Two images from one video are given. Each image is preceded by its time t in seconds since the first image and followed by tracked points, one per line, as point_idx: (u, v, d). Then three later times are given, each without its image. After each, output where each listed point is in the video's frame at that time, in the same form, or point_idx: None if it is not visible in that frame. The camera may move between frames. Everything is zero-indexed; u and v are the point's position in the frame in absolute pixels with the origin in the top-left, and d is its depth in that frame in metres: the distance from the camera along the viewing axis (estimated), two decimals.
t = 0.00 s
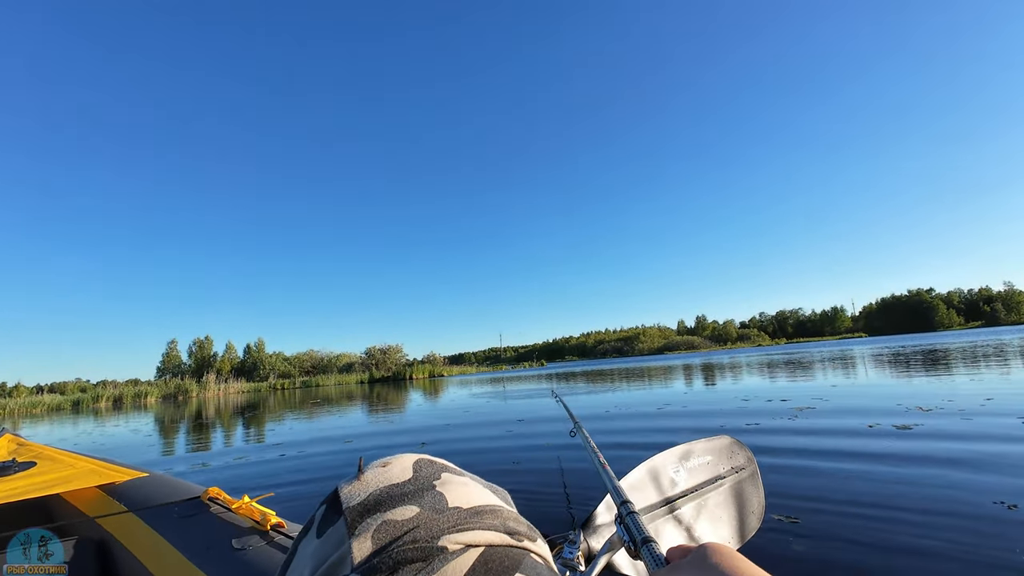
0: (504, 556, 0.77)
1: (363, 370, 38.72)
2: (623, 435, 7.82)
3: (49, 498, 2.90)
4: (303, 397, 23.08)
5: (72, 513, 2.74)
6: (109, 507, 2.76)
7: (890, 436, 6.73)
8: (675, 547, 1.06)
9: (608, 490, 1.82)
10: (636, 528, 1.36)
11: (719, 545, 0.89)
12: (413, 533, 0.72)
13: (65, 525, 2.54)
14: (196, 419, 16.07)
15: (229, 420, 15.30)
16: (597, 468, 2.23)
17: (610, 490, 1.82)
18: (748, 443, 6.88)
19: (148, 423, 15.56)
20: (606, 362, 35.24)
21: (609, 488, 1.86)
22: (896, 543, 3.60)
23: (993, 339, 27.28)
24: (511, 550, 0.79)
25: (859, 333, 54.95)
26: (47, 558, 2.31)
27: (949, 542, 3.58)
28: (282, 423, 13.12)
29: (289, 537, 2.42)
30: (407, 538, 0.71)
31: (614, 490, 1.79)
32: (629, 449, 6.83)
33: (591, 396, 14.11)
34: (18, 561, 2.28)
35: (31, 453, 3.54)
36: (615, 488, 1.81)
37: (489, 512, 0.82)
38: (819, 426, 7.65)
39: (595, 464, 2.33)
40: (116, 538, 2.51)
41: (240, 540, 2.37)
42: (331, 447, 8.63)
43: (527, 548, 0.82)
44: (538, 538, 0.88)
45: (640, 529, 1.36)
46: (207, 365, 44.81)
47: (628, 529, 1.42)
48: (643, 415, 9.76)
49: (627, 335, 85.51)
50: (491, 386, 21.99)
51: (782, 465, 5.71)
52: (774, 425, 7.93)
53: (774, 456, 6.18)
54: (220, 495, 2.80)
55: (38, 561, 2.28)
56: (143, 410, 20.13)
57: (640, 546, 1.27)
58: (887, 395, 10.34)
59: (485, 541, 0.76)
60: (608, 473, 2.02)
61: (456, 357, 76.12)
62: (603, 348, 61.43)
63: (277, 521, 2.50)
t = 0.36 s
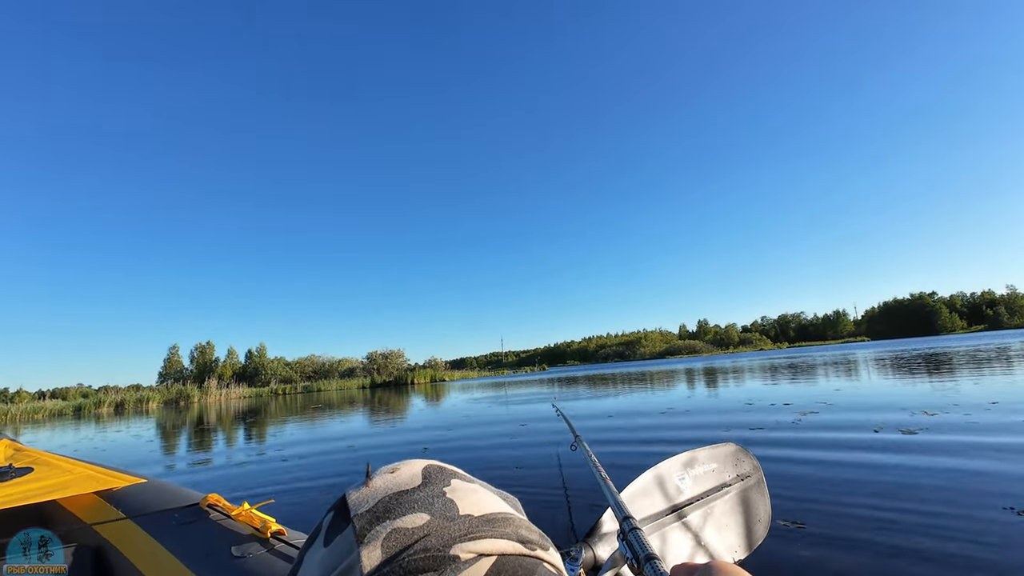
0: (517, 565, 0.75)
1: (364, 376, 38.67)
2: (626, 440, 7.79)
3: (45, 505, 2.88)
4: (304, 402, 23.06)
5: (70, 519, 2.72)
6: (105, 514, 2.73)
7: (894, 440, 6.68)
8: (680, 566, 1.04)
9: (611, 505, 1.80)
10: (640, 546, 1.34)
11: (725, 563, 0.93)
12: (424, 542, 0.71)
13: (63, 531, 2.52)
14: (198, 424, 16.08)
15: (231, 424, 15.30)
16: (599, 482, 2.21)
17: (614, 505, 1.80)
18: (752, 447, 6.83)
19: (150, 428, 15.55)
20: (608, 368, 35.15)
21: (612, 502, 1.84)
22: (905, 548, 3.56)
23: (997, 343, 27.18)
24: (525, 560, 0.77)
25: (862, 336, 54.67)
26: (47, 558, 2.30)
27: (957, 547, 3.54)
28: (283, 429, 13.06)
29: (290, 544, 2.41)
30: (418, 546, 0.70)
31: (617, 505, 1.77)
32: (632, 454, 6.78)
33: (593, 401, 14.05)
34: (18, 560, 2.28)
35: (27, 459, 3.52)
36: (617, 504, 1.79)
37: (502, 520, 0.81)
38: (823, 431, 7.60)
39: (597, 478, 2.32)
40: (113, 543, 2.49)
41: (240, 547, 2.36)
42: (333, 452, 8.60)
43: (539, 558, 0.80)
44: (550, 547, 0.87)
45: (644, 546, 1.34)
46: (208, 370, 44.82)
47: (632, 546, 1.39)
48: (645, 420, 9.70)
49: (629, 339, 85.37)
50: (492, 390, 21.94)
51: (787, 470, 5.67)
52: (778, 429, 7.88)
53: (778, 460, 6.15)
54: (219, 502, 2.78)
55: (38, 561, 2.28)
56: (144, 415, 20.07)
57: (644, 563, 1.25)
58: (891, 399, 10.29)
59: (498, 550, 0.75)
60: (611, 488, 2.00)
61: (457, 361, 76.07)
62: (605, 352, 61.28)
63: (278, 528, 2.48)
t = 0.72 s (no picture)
0: (522, 569, 0.74)
1: (367, 379, 38.64)
2: (629, 444, 7.76)
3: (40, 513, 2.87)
4: (307, 406, 23.08)
5: (66, 524, 2.70)
6: (103, 521, 2.73)
7: (898, 443, 6.65)
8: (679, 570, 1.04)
9: (607, 509, 1.80)
10: (637, 550, 1.33)
11: (723, 568, 0.96)
12: (426, 549, 0.70)
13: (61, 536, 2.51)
14: (201, 428, 16.11)
15: (233, 429, 15.30)
16: (594, 487, 2.21)
17: (610, 510, 1.79)
18: (755, 451, 6.80)
19: (152, 433, 15.56)
20: (611, 372, 35.04)
21: (609, 506, 1.83)
22: (910, 553, 3.54)
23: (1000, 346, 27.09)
24: (529, 564, 0.76)
25: (866, 339, 54.38)
26: (45, 559, 2.28)
27: (963, 552, 3.51)
28: (285, 433, 13.05)
29: (289, 549, 2.41)
30: (421, 554, 0.69)
31: (614, 510, 1.76)
32: (635, 457, 6.75)
33: (595, 404, 14.01)
34: (19, 561, 2.26)
35: (25, 466, 3.52)
36: (613, 508, 1.78)
37: (505, 525, 0.80)
38: (826, 433, 7.56)
39: (592, 482, 2.31)
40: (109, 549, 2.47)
41: (241, 553, 2.36)
42: (335, 456, 8.58)
43: (544, 563, 0.79)
44: (555, 552, 0.86)
45: (640, 551, 1.33)
46: (211, 374, 44.86)
47: (629, 551, 1.38)
48: (648, 424, 9.67)
49: (631, 342, 85.24)
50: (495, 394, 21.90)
51: (789, 474, 5.64)
52: (781, 432, 7.84)
53: (781, 463, 6.12)
54: (218, 508, 2.78)
55: (37, 562, 2.26)
56: (146, 419, 20.07)
57: (642, 567, 1.25)
58: (895, 402, 10.23)
59: (503, 555, 0.74)
60: (607, 493, 2.00)
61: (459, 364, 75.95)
62: (607, 356, 61.21)
63: (277, 533, 2.48)
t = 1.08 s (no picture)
0: (518, 566, 0.74)
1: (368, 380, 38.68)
2: (629, 444, 7.76)
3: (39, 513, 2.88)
4: (308, 407, 23.12)
5: (65, 523, 2.71)
6: (101, 521, 2.73)
7: (900, 442, 6.63)
8: (675, 563, 1.04)
9: (604, 504, 1.80)
10: (634, 544, 1.34)
11: (718, 561, 0.98)
12: (423, 543, 0.70)
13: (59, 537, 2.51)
14: (203, 429, 16.14)
15: (235, 430, 15.33)
16: (592, 482, 2.22)
17: (608, 505, 1.80)
18: (756, 451, 6.79)
19: (154, 434, 15.58)
20: (612, 372, 35.00)
21: (608, 501, 1.84)
22: (913, 554, 3.51)
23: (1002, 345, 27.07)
24: (526, 560, 0.76)
25: (868, 339, 54.22)
26: (45, 559, 2.29)
27: (966, 553, 3.49)
28: (287, 434, 13.08)
29: (287, 548, 2.41)
30: (418, 547, 0.69)
31: (611, 505, 1.77)
32: (635, 458, 6.74)
33: (597, 405, 14.00)
34: (19, 561, 2.26)
35: (23, 466, 3.52)
36: (611, 503, 1.78)
37: (503, 520, 0.80)
38: (828, 433, 7.53)
39: (590, 477, 2.32)
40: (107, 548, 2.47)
41: (239, 552, 2.36)
42: (335, 457, 8.58)
43: (542, 557, 0.79)
44: (552, 547, 0.86)
45: (637, 544, 1.34)
46: (213, 375, 44.96)
47: (625, 545, 1.39)
48: (649, 424, 9.66)
49: (633, 343, 85.25)
50: (496, 394, 21.90)
51: (790, 474, 5.63)
52: (782, 433, 7.81)
53: (781, 463, 6.11)
54: (217, 508, 2.78)
55: (36, 562, 2.26)
56: (148, 420, 20.13)
57: (639, 562, 1.25)
58: (897, 402, 10.19)
59: (500, 550, 0.74)
60: (604, 488, 2.00)
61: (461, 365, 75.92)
62: (608, 356, 61.13)
63: (275, 532, 2.49)
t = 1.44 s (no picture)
0: (518, 563, 0.74)
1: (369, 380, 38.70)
2: (630, 444, 7.76)
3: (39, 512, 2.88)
4: (309, 407, 23.15)
5: (65, 523, 2.71)
6: (101, 521, 2.73)
7: (901, 442, 6.61)
8: (677, 562, 1.04)
9: (607, 503, 1.80)
10: (637, 541, 1.33)
11: (721, 558, 0.98)
12: (423, 540, 0.70)
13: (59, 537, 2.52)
14: (204, 429, 16.17)
15: (236, 430, 15.37)
16: (595, 481, 2.21)
17: (610, 503, 1.80)
18: (757, 451, 6.77)
19: (155, 434, 15.61)
20: (613, 372, 34.95)
21: (610, 500, 1.83)
22: (916, 552, 3.50)
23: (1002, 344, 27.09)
24: (525, 557, 0.77)
25: (869, 339, 54.06)
26: (45, 558, 2.29)
27: (971, 551, 3.47)
28: (288, 434, 13.09)
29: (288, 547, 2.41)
30: (417, 545, 0.69)
31: (613, 503, 1.77)
32: (636, 458, 6.74)
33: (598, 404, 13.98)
34: (19, 561, 2.26)
35: (23, 466, 3.52)
36: (614, 502, 1.78)
37: (502, 518, 0.80)
38: (830, 433, 7.51)
39: (594, 476, 2.31)
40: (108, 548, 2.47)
41: (240, 552, 2.36)
42: (335, 457, 8.58)
43: (541, 555, 0.80)
44: (552, 544, 0.86)
45: (641, 541, 1.33)
46: (214, 375, 44.96)
47: (629, 543, 1.39)
48: (650, 424, 9.65)
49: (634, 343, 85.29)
50: (497, 394, 21.91)
51: (790, 474, 5.62)
52: (784, 432, 7.80)
53: (782, 462, 6.10)
54: (217, 508, 2.79)
55: (37, 562, 2.26)
56: (150, 421, 20.14)
57: (642, 559, 1.25)
58: (899, 402, 10.15)
59: (499, 547, 0.74)
60: (607, 487, 1.99)
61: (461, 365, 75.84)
62: (609, 356, 61.04)
63: (275, 532, 2.48)
